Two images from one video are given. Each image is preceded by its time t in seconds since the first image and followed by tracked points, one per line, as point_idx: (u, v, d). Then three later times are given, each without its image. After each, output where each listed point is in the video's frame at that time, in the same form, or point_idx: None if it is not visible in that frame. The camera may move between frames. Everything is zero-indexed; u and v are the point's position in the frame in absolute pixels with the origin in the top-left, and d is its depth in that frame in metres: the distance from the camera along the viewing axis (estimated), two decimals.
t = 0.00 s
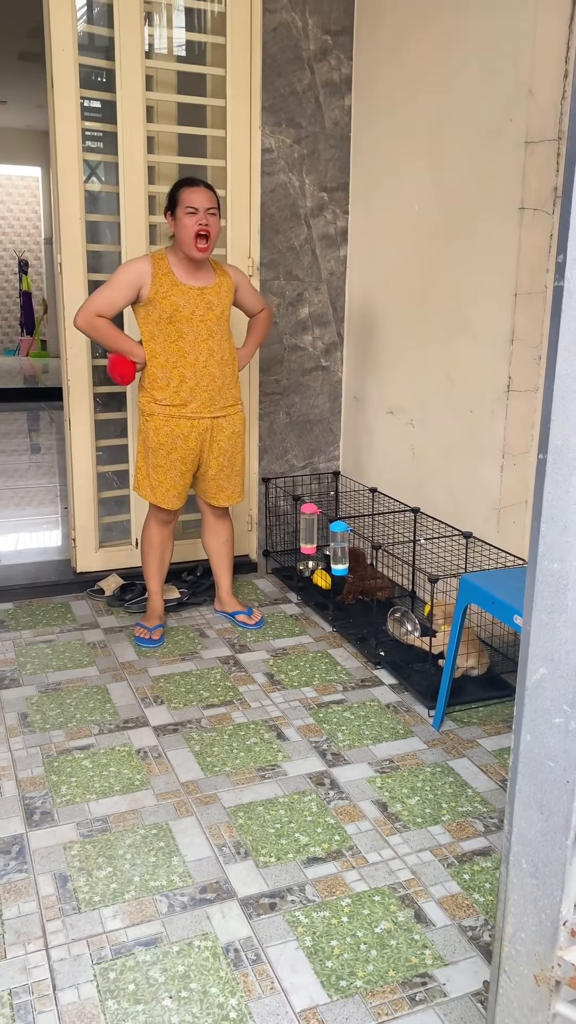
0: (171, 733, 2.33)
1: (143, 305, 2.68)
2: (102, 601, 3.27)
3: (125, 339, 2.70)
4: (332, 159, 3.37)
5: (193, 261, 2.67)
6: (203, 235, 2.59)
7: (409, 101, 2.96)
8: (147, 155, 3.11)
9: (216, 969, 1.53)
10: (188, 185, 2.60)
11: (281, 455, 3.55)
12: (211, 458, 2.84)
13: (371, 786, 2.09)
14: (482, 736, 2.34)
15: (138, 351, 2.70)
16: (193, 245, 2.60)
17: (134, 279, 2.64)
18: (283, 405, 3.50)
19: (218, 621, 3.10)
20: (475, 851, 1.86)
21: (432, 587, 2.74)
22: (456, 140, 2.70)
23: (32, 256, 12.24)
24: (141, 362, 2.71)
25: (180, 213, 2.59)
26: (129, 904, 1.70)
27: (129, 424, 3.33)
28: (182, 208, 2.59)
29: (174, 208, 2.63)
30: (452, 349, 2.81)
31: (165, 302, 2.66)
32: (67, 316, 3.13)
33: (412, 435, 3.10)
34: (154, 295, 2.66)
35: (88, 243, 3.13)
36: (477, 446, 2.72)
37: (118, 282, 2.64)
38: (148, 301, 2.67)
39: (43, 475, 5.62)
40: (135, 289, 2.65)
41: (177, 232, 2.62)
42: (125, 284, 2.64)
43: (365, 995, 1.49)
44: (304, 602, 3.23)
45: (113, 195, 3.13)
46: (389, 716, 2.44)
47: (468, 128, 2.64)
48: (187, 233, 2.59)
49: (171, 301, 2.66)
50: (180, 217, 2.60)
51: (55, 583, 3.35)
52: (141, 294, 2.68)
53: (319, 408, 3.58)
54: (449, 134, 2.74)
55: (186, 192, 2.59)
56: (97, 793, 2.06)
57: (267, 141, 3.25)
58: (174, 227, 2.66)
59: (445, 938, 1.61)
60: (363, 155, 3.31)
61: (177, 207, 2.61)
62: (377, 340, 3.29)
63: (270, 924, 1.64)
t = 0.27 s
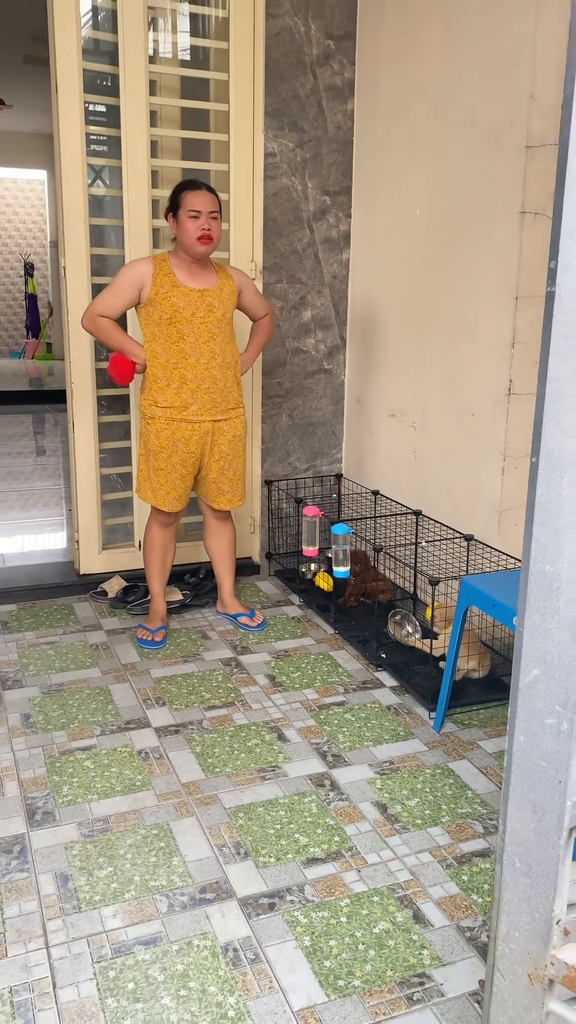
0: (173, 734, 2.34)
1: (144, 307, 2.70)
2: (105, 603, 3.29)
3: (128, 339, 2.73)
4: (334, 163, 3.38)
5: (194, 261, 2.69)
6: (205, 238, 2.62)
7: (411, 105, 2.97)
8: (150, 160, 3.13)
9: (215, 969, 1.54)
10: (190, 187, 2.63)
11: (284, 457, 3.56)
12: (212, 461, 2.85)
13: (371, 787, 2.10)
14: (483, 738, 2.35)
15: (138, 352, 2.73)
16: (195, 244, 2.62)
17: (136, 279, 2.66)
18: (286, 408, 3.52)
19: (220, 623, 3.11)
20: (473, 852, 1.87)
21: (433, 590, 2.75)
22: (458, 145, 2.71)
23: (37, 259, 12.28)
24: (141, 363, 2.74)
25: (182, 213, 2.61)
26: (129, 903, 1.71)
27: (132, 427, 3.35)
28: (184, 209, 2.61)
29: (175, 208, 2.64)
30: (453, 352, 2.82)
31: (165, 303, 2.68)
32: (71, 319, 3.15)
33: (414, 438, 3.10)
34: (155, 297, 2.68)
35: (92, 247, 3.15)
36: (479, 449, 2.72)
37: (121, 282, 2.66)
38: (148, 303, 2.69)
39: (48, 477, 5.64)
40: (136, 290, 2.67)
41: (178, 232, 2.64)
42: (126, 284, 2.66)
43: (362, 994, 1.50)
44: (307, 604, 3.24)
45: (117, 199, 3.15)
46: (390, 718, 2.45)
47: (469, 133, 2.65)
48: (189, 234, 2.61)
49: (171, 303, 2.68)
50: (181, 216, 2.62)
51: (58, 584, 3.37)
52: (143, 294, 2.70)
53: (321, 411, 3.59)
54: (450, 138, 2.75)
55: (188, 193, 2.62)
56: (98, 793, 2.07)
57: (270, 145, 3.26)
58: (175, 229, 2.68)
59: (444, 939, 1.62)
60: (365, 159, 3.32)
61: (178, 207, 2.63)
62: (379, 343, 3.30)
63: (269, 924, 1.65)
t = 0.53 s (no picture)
0: (174, 735, 2.35)
1: (146, 309, 2.72)
2: (108, 604, 3.30)
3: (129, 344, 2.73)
4: (336, 165, 3.39)
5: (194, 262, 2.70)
6: (207, 241, 2.63)
7: (412, 108, 2.98)
8: (152, 163, 3.15)
9: (213, 967, 1.55)
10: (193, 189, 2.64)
11: (286, 459, 3.57)
12: (212, 463, 2.86)
13: (370, 788, 2.11)
14: (483, 739, 2.35)
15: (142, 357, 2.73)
16: (196, 245, 2.63)
17: (139, 282, 2.67)
18: (288, 410, 3.53)
19: (222, 624, 3.12)
20: (472, 852, 1.88)
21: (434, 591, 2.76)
22: (459, 148, 2.72)
23: (41, 261, 12.32)
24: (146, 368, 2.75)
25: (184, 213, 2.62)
26: (129, 903, 1.72)
27: (135, 429, 3.36)
28: (186, 209, 2.62)
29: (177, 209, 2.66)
30: (454, 354, 2.82)
31: (167, 306, 2.69)
32: (74, 321, 3.16)
33: (415, 440, 3.11)
34: (157, 299, 2.69)
35: (94, 250, 3.16)
36: (479, 451, 2.73)
37: (123, 286, 2.67)
38: (150, 305, 2.71)
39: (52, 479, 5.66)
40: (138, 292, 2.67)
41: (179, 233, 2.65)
42: (128, 288, 2.66)
43: (360, 993, 1.51)
44: (308, 605, 3.25)
45: (119, 202, 3.16)
46: (390, 719, 2.46)
47: (470, 136, 2.66)
48: (191, 236, 2.62)
49: (173, 305, 2.69)
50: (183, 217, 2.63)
51: (61, 586, 3.38)
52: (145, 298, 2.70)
53: (323, 413, 3.60)
54: (451, 141, 2.76)
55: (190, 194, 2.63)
56: (99, 793, 2.08)
57: (272, 148, 3.28)
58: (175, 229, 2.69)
59: (442, 938, 1.63)
60: (367, 162, 3.33)
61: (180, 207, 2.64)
62: (380, 345, 3.31)
63: (268, 923, 1.66)
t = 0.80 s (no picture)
0: (176, 735, 2.36)
1: (147, 310, 2.72)
2: (111, 604, 3.31)
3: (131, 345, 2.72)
4: (338, 166, 3.40)
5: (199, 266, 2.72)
6: (215, 246, 2.65)
7: (413, 109, 2.98)
8: (155, 164, 3.15)
9: (214, 967, 1.56)
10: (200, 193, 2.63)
11: (288, 459, 3.58)
12: (216, 463, 2.87)
13: (372, 787, 2.12)
14: (484, 739, 2.35)
15: (145, 359, 2.74)
16: (206, 253, 2.65)
17: (141, 283, 2.67)
18: (290, 410, 3.53)
19: (224, 624, 3.13)
20: (473, 851, 1.88)
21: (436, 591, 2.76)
22: (460, 148, 2.72)
23: (45, 262, 12.34)
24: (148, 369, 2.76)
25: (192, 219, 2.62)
26: (131, 902, 1.73)
27: (137, 429, 3.37)
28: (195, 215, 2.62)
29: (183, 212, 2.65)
30: (456, 354, 2.83)
31: (168, 306, 2.70)
32: (76, 322, 3.17)
33: (417, 440, 3.11)
34: (158, 299, 2.69)
35: (97, 251, 3.17)
36: (481, 451, 2.73)
37: (125, 287, 2.66)
38: (151, 306, 2.71)
39: (55, 480, 5.67)
40: (140, 293, 2.67)
41: (187, 238, 2.65)
42: (131, 288, 2.66)
43: (361, 992, 1.51)
44: (310, 605, 3.26)
45: (122, 203, 3.17)
46: (392, 719, 2.46)
47: (471, 136, 2.66)
48: (201, 243, 2.64)
49: (175, 306, 2.70)
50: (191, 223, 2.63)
51: (64, 586, 3.39)
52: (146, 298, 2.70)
53: (325, 413, 3.61)
54: (453, 141, 2.76)
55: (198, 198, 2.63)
56: (101, 793, 2.09)
57: (274, 149, 3.28)
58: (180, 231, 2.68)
59: (442, 938, 1.63)
60: (369, 163, 3.33)
61: (187, 211, 2.64)
62: (382, 345, 3.32)
63: (269, 922, 1.66)
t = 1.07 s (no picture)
0: (179, 735, 2.36)
1: (154, 310, 2.70)
2: (114, 604, 3.32)
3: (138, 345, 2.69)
4: (340, 166, 3.40)
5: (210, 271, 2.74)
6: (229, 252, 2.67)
7: (415, 109, 2.99)
8: (157, 165, 3.15)
9: (217, 966, 1.56)
10: (220, 203, 2.61)
11: (291, 459, 3.58)
12: (222, 462, 2.89)
13: (375, 787, 2.12)
14: (487, 739, 2.35)
15: (152, 359, 2.70)
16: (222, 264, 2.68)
17: (147, 283, 2.64)
18: (293, 410, 3.53)
19: (227, 624, 3.13)
20: (476, 851, 1.88)
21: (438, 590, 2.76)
22: (462, 148, 2.72)
23: (48, 263, 12.35)
24: (156, 369, 2.73)
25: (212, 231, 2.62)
26: (133, 902, 1.73)
27: (140, 430, 3.37)
28: (215, 227, 2.62)
29: (200, 218, 2.63)
30: (459, 354, 2.82)
31: (180, 306, 2.70)
32: (79, 322, 3.17)
33: (420, 440, 3.11)
34: (169, 300, 2.69)
35: (99, 251, 3.17)
36: (484, 451, 2.73)
37: (131, 287, 2.62)
38: (161, 306, 2.70)
39: (58, 480, 5.67)
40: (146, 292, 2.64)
41: (204, 248, 2.65)
42: (138, 288, 2.63)
43: (364, 992, 1.51)
44: (313, 605, 3.26)
45: (124, 204, 3.17)
46: (395, 719, 2.46)
47: (473, 136, 2.66)
48: (220, 257, 2.66)
49: (186, 306, 2.70)
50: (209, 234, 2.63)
51: (67, 586, 3.39)
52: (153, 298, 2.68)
53: (328, 413, 3.61)
54: (455, 141, 2.76)
55: (217, 208, 2.61)
56: (104, 793, 2.09)
57: (276, 149, 3.28)
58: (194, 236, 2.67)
59: (445, 938, 1.63)
60: (371, 163, 3.33)
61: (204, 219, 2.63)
62: (385, 345, 3.32)
63: (272, 922, 1.66)
